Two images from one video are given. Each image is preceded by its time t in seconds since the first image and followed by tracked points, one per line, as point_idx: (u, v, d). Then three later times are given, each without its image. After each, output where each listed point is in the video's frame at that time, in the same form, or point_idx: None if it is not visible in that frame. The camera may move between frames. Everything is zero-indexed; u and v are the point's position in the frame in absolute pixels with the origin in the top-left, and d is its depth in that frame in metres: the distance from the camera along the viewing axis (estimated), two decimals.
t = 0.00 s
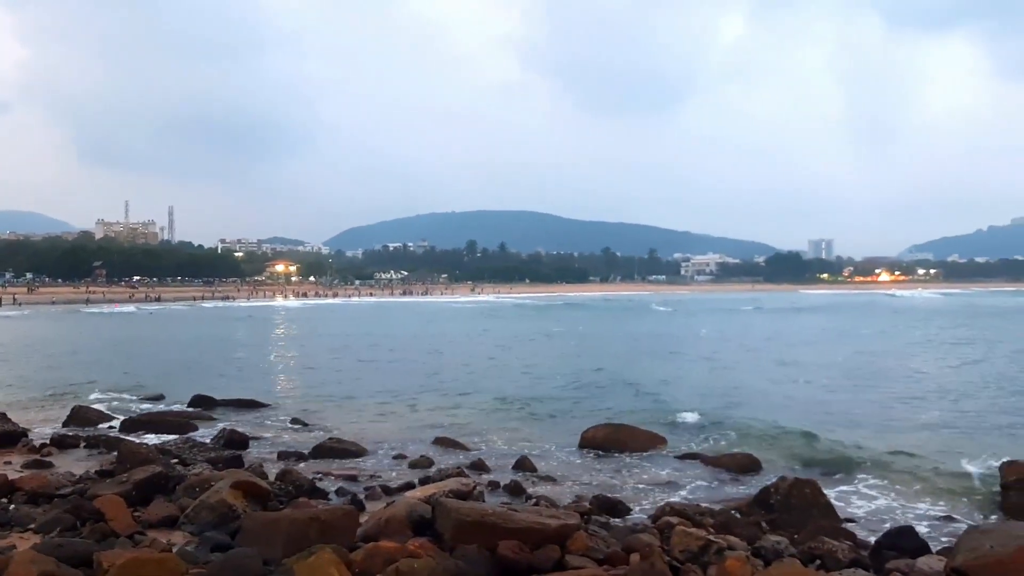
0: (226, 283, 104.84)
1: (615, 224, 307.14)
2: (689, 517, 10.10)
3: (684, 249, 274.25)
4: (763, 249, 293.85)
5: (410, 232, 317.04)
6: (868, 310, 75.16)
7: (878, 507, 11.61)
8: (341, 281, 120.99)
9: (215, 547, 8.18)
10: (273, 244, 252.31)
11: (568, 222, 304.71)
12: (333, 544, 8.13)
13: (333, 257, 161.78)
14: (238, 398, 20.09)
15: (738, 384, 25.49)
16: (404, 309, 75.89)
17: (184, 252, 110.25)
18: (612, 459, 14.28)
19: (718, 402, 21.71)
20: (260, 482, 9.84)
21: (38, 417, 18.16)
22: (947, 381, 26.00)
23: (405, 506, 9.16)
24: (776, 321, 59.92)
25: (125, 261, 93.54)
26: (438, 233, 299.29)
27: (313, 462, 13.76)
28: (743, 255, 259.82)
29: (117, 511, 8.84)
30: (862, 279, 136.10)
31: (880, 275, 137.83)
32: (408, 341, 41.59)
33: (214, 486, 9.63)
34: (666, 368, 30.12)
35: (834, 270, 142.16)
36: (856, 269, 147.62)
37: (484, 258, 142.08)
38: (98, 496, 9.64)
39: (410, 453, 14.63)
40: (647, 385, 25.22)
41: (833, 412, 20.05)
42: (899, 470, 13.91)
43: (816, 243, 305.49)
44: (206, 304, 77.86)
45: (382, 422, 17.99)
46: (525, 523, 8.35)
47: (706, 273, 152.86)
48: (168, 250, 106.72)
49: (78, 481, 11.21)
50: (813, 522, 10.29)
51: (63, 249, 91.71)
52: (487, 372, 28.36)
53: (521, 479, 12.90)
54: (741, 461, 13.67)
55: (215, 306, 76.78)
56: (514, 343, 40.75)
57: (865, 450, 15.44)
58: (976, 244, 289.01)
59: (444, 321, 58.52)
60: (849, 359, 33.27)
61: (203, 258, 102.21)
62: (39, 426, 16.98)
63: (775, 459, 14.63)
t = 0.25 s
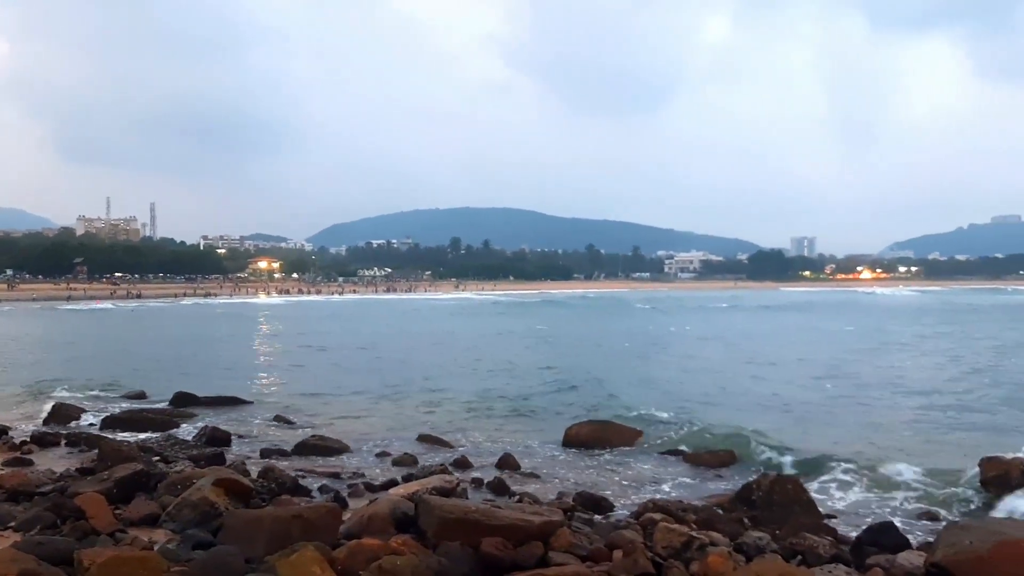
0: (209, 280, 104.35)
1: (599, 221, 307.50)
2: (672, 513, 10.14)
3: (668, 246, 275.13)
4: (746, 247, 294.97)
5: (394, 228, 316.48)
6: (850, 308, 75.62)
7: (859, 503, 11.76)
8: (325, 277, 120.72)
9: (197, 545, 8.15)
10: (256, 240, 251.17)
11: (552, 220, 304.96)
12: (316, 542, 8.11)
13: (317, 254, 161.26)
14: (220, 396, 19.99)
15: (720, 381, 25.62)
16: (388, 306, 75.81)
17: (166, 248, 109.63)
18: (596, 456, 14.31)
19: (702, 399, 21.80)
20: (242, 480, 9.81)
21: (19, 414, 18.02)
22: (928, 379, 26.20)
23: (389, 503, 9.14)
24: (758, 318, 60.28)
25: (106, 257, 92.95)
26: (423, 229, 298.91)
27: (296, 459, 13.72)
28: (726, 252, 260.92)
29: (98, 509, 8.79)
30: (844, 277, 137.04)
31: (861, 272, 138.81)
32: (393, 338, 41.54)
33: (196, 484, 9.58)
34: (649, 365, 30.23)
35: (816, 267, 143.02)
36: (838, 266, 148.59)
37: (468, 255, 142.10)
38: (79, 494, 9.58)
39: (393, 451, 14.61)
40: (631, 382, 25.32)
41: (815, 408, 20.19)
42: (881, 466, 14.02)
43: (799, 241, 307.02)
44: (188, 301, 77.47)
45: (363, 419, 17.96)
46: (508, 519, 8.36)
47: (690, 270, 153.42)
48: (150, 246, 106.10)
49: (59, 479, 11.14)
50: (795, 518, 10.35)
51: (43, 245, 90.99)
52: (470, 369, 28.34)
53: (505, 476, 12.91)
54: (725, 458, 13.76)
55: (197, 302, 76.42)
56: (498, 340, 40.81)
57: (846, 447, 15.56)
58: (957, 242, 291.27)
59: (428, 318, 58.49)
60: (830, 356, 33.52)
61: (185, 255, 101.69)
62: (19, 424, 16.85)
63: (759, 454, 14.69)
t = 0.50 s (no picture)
0: (193, 277, 103.88)
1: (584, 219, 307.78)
2: (656, 510, 10.17)
3: (652, 244, 275.78)
4: (730, 245, 295.93)
5: (379, 226, 315.91)
6: (834, 306, 75.95)
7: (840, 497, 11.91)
8: (310, 275, 120.38)
9: (180, 544, 8.11)
10: (240, 238, 250.21)
11: (538, 217, 305.02)
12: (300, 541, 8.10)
13: (301, 251, 160.82)
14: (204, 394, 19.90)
15: (705, 378, 25.72)
16: (372, 304, 75.73)
17: (149, 246, 109.05)
18: (582, 452, 14.35)
19: (686, 396, 21.87)
20: (226, 478, 9.79)
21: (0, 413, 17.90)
22: (910, 376, 26.35)
23: (374, 501, 9.12)
24: (741, 315, 60.54)
25: (89, 255, 92.43)
26: (408, 227, 298.48)
27: (281, 457, 13.68)
28: (711, 250, 261.81)
29: (82, 508, 8.75)
30: (827, 274, 137.78)
31: (844, 270, 139.57)
32: (377, 336, 41.46)
33: (179, 482, 9.55)
34: (633, 363, 30.32)
35: (800, 265, 143.72)
36: (821, 264, 149.32)
37: (453, 253, 142.02)
38: (61, 493, 9.52)
39: (378, 449, 14.59)
40: (615, 380, 25.41)
41: (798, 405, 20.32)
42: (864, 462, 14.11)
43: (783, 238, 308.30)
44: (171, 299, 77.10)
45: (348, 417, 17.94)
46: (493, 517, 8.37)
47: (674, 268, 153.90)
48: (133, 244, 105.49)
49: (41, 477, 11.07)
50: (778, 514, 10.39)
51: (25, 243, 90.36)
52: (456, 367, 28.35)
53: (489, 474, 12.92)
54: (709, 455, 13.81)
55: (181, 300, 76.08)
56: (483, 337, 40.78)
57: (829, 443, 15.67)
58: (940, 240, 293.10)
59: (412, 316, 58.44)
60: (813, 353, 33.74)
61: (169, 252, 101.20)
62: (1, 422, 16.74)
63: (743, 451, 14.75)
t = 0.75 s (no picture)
0: (171, 273, 103.25)
1: (565, 215, 307.99)
2: (636, 504, 10.20)
3: (633, 239, 276.45)
4: (710, 240, 297.05)
5: (359, 221, 314.98)
6: (812, 300, 76.43)
7: (815, 490, 12.03)
8: (289, 270, 119.81)
9: (157, 541, 8.08)
10: (219, 233, 248.71)
11: (519, 213, 304.95)
12: (279, 536, 8.07)
13: (281, 247, 160.03)
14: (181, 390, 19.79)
15: (684, 373, 25.82)
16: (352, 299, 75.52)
17: (127, 241, 108.27)
18: (561, 447, 14.40)
19: (666, 391, 21.96)
20: (204, 475, 9.74)
21: None
22: (888, 370, 26.55)
23: (353, 497, 9.11)
24: (720, 310, 60.88)
25: (67, 250, 91.67)
26: (388, 222, 297.71)
27: (260, 453, 13.63)
28: (691, 246, 262.91)
29: (58, 506, 8.68)
30: (805, 269, 138.70)
31: (823, 265, 140.57)
32: (358, 332, 41.34)
33: (156, 479, 9.50)
34: (613, 357, 30.45)
35: (779, 260, 144.59)
36: (800, 259, 150.27)
37: (434, 248, 141.75)
38: (37, 490, 9.45)
39: (358, 444, 14.58)
40: (594, 374, 25.51)
41: (776, 399, 20.48)
42: (842, 457, 14.20)
43: (763, 233, 309.87)
44: (149, 295, 76.59)
45: (328, 413, 17.89)
46: (472, 512, 8.37)
47: (655, 263, 154.42)
48: (110, 239, 104.69)
49: (16, 474, 10.98)
50: (756, 508, 10.46)
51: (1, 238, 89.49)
52: (436, 362, 28.34)
53: (469, 469, 12.95)
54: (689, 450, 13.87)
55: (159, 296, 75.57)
56: (462, 333, 40.82)
57: (806, 437, 15.80)
58: (917, 235, 295.45)
59: (392, 311, 58.34)
60: (791, 348, 34.01)
61: (147, 247, 100.57)
62: None
63: (722, 445, 14.84)
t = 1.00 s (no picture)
0: (151, 270, 102.62)
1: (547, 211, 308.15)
2: (617, 500, 10.25)
3: (615, 236, 276.96)
4: (691, 237, 298.01)
5: (340, 218, 313.89)
6: (791, 297, 76.84)
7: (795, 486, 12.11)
8: (269, 266, 119.24)
9: (137, 539, 8.04)
10: (199, 229, 247.28)
11: (500, 209, 304.91)
12: (260, 533, 8.05)
13: (261, 243, 159.32)
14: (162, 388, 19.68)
15: (665, 370, 25.93)
16: (333, 296, 75.30)
17: (106, 237, 107.49)
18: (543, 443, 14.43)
19: (646, 387, 22.05)
20: (183, 472, 9.70)
21: None
22: (866, 367, 26.73)
23: (333, 494, 9.11)
24: (700, 307, 61.10)
25: (45, 247, 90.95)
26: (370, 218, 296.83)
27: (241, 451, 13.57)
28: (672, 242, 263.70)
29: (36, 503, 8.60)
30: (786, 266, 139.43)
31: (802, 262, 141.37)
32: (339, 328, 41.26)
33: (136, 477, 9.45)
34: (595, 354, 30.54)
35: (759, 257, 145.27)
36: (780, 256, 151.02)
37: (415, 245, 141.49)
38: (15, 487, 9.38)
39: (340, 442, 14.55)
40: (576, 371, 25.57)
41: (756, 396, 20.59)
42: (820, 452, 14.30)
43: (743, 231, 311.12)
44: (128, 292, 76.07)
45: (310, 409, 17.86)
46: (454, 508, 8.39)
47: (636, 260, 154.78)
48: (89, 235, 103.91)
49: None
50: (736, 503, 10.52)
51: None
52: (418, 359, 28.32)
53: (451, 465, 12.97)
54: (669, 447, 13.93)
55: (138, 293, 75.06)
56: (443, 329, 40.82)
57: (785, 433, 15.91)
58: (896, 232, 297.61)
59: (373, 308, 58.25)
60: (771, 344, 34.22)
61: (126, 244, 99.91)
62: None
63: (701, 441, 14.92)
